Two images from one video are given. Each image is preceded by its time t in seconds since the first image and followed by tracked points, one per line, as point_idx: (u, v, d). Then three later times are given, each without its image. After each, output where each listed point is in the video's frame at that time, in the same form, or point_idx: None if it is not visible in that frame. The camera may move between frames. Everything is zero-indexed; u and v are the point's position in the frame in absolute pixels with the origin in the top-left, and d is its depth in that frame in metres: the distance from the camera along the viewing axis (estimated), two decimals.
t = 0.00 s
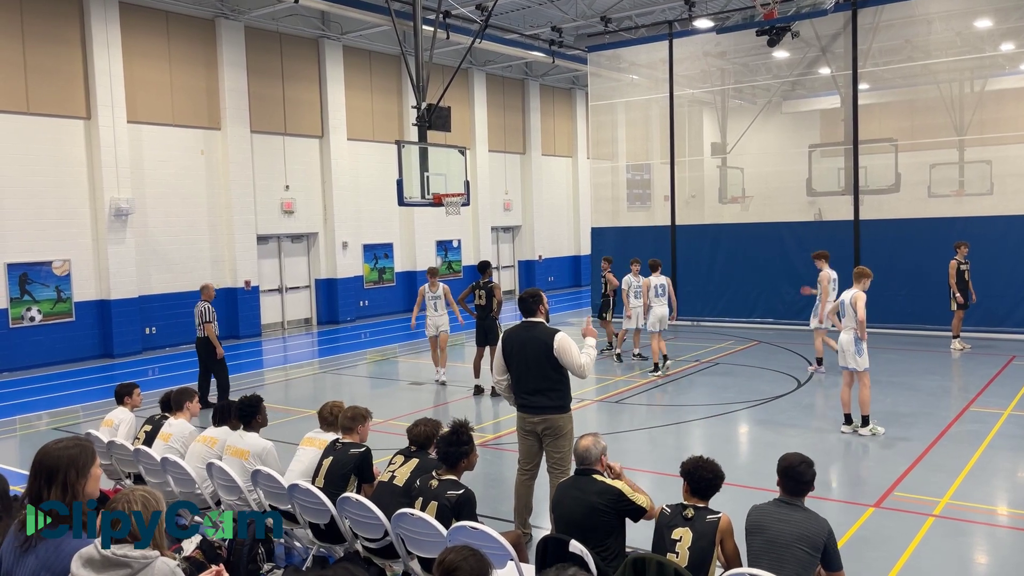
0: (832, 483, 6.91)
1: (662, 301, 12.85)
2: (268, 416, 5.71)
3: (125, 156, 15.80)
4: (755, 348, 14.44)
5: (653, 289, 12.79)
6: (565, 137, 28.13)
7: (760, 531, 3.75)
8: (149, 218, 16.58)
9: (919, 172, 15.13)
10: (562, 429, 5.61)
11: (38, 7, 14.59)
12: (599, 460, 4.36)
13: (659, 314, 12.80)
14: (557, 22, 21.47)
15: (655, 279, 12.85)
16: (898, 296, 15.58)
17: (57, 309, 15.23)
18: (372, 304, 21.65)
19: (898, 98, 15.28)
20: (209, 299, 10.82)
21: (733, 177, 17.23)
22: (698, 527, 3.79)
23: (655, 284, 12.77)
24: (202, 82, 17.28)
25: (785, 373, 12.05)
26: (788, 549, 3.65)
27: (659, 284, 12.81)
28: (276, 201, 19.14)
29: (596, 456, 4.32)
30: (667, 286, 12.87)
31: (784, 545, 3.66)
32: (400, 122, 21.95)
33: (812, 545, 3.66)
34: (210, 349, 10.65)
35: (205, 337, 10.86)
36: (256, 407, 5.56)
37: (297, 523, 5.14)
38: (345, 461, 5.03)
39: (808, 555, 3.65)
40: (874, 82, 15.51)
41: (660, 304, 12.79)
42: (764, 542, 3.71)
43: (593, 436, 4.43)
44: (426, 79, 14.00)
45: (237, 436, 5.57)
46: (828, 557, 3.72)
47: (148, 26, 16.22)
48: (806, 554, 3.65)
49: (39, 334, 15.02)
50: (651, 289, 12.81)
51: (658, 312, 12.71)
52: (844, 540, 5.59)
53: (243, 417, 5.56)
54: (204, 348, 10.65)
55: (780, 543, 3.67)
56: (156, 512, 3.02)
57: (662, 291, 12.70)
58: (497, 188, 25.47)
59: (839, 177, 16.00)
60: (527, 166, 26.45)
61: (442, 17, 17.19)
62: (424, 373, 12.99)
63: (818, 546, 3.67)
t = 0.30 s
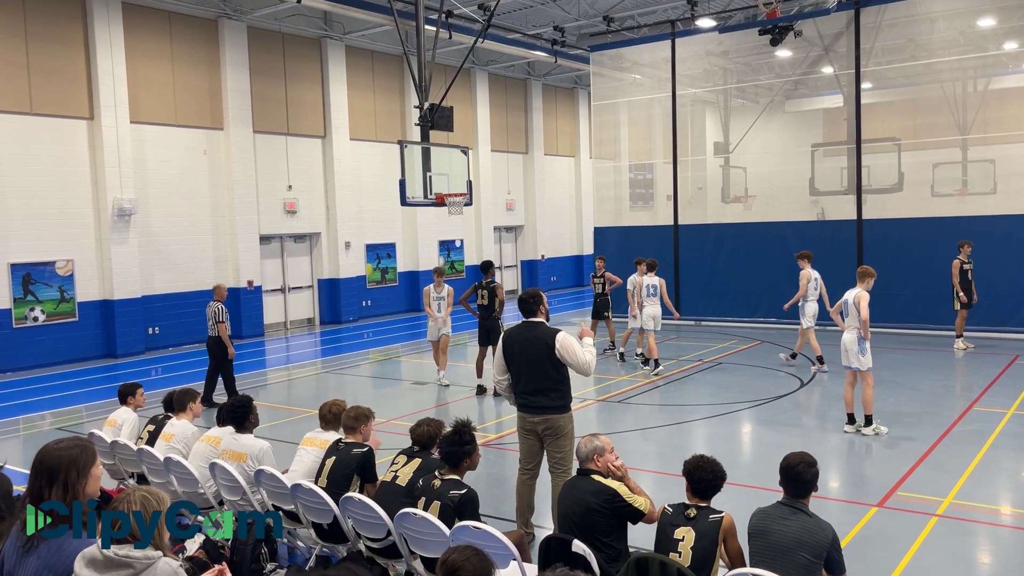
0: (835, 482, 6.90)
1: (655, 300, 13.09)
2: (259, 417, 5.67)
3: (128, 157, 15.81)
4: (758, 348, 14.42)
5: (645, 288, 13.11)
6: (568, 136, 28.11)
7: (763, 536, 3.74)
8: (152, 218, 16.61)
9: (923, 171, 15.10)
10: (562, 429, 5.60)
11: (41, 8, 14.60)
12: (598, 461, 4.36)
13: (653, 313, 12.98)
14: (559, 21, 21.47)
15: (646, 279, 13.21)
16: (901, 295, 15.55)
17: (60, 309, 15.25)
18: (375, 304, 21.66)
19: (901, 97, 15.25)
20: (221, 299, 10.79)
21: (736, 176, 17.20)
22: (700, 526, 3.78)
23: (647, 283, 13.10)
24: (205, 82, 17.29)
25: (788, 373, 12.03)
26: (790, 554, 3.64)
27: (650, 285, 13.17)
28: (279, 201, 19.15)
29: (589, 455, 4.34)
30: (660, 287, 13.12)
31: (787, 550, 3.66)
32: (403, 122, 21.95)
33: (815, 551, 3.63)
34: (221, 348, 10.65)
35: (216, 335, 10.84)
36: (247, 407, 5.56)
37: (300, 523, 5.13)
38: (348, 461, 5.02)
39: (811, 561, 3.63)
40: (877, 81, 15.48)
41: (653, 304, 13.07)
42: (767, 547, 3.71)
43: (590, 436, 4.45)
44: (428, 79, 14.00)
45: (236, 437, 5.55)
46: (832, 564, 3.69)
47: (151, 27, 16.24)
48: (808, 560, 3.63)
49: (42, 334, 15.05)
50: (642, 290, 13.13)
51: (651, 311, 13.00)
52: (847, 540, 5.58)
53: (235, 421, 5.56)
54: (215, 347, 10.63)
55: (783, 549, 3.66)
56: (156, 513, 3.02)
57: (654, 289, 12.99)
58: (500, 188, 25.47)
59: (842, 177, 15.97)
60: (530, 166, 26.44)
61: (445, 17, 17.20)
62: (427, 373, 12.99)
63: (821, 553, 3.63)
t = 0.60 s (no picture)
0: (842, 481, 6.88)
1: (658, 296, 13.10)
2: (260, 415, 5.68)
3: (134, 156, 15.85)
4: (764, 346, 14.40)
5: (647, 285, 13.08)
6: (573, 134, 28.08)
7: (768, 539, 3.74)
8: (159, 217, 16.66)
9: (930, 169, 15.04)
10: (565, 428, 5.60)
11: (48, 7, 14.64)
12: (605, 459, 4.35)
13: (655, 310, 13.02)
14: (565, 19, 21.45)
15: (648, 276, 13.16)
16: (908, 293, 15.50)
17: (68, 308, 15.31)
18: (381, 303, 21.69)
19: (907, 95, 15.21)
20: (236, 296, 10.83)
21: (742, 174, 17.16)
22: (706, 524, 3.78)
23: (649, 280, 13.06)
24: (211, 81, 17.33)
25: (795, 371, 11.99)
26: (796, 557, 3.64)
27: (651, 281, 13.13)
28: (285, 200, 19.19)
29: (595, 453, 4.35)
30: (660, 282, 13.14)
31: (791, 553, 3.65)
32: (408, 120, 21.96)
33: (820, 555, 3.61)
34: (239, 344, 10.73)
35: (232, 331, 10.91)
36: (248, 407, 5.55)
37: (307, 521, 5.15)
38: (355, 459, 5.03)
39: (815, 564, 3.61)
40: (884, 78, 15.42)
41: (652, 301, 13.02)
42: (772, 549, 3.72)
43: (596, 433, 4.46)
44: (434, 77, 14.00)
45: (237, 437, 5.56)
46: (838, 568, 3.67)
47: (157, 26, 16.28)
48: (813, 564, 3.61)
49: (50, 333, 15.11)
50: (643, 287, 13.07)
51: (650, 308, 13.02)
52: (855, 538, 5.57)
53: (235, 418, 5.53)
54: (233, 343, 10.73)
55: (789, 551, 3.66)
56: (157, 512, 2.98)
57: (655, 286, 12.96)
58: (506, 186, 25.47)
59: (848, 174, 15.93)
60: (536, 164, 26.43)
61: (450, 15, 17.20)
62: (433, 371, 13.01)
63: (827, 557, 3.61)
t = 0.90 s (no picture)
0: (850, 481, 6.85)
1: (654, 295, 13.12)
2: (269, 417, 5.70)
3: (141, 158, 15.90)
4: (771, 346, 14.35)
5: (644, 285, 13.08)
6: (579, 135, 28.07)
7: (777, 543, 3.72)
8: (165, 219, 16.69)
9: (937, 168, 14.99)
10: (568, 430, 5.59)
11: (54, 9, 14.69)
12: (612, 460, 4.32)
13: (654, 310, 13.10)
14: (570, 19, 21.44)
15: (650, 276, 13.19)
16: (916, 293, 15.43)
17: (74, 310, 15.35)
18: (387, 304, 21.70)
19: (914, 94, 15.15)
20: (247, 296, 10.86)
21: (748, 174, 17.12)
22: (715, 527, 3.76)
23: (646, 280, 13.04)
24: (217, 83, 17.36)
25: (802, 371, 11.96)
26: (804, 561, 3.62)
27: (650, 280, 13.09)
28: (291, 201, 19.21)
29: (601, 454, 4.30)
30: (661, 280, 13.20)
31: (800, 558, 3.63)
32: (413, 121, 21.97)
33: (829, 560, 3.57)
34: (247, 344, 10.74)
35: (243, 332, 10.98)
36: (258, 408, 5.59)
37: (313, 523, 5.14)
38: (361, 461, 5.03)
39: (824, 569, 3.58)
40: (890, 77, 15.38)
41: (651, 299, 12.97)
42: (781, 554, 3.70)
43: (603, 434, 4.41)
44: (439, 78, 13.99)
45: (246, 438, 5.57)
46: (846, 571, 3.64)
47: (163, 29, 16.31)
48: (821, 569, 3.58)
49: (57, 335, 15.15)
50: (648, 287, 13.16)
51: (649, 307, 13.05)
52: (863, 540, 5.54)
53: (246, 422, 5.60)
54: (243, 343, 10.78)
55: (798, 556, 3.64)
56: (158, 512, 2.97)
57: (651, 286, 12.88)
58: (511, 187, 25.46)
59: (855, 174, 15.87)
60: (541, 164, 26.41)
61: (455, 16, 17.20)
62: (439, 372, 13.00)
63: (836, 562, 3.57)
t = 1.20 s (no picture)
0: (859, 483, 6.82)
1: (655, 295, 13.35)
2: (280, 419, 5.72)
3: (148, 163, 15.98)
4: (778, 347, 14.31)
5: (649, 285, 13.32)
6: (585, 137, 28.07)
7: (781, 546, 3.71)
8: (173, 222, 16.76)
9: (944, 168, 14.94)
10: (572, 431, 5.60)
11: (62, 14, 14.78)
12: (617, 461, 4.33)
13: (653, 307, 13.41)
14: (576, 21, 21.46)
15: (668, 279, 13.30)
16: (923, 293, 15.37)
17: (83, 313, 15.42)
18: (393, 306, 21.73)
19: (922, 94, 15.09)
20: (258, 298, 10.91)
21: (755, 175, 17.09)
22: (721, 528, 3.75)
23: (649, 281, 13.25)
24: (224, 87, 17.43)
25: (808, 372, 11.93)
26: (810, 564, 3.61)
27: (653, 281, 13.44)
28: (298, 204, 19.27)
29: (604, 456, 4.33)
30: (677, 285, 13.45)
31: (805, 560, 3.62)
32: (420, 124, 22.01)
33: (834, 561, 3.57)
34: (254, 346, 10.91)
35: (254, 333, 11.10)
36: (269, 410, 5.61)
37: (320, 525, 5.15)
38: (368, 462, 5.04)
39: (828, 570, 3.57)
40: (897, 77, 15.33)
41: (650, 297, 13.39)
42: (786, 556, 3.69)
43: (607, 437, 4.46)
44: (445, 81, 14.01)
45: (255, 440, 5.59)
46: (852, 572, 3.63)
47: (170, 33, 16.39)
48: (826, 570, 3.57)
49: (66, 338, 15.22)
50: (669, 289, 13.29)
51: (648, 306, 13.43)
52: (871, 542, 5.52)
53: (256, 424, 5.61)
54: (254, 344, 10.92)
55: (803, 558, 3.63)
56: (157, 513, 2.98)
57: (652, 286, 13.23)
58: (517, 189, 25.49)
59: (862, 175, 15.83)
60: (547, 166, 26.43)
61: (461, 19, 17.25)
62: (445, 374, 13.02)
63: (841, 563, 3.57)
